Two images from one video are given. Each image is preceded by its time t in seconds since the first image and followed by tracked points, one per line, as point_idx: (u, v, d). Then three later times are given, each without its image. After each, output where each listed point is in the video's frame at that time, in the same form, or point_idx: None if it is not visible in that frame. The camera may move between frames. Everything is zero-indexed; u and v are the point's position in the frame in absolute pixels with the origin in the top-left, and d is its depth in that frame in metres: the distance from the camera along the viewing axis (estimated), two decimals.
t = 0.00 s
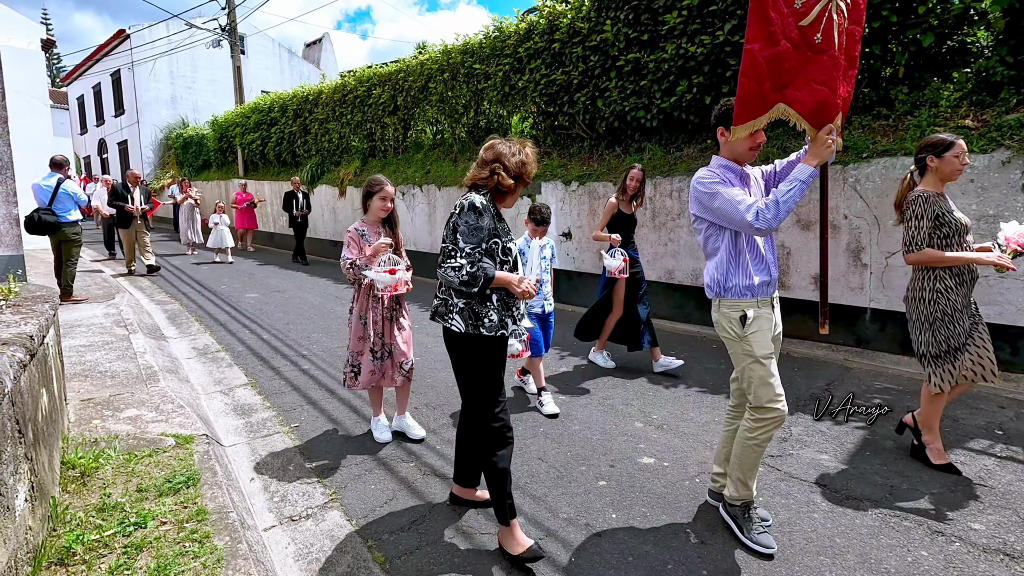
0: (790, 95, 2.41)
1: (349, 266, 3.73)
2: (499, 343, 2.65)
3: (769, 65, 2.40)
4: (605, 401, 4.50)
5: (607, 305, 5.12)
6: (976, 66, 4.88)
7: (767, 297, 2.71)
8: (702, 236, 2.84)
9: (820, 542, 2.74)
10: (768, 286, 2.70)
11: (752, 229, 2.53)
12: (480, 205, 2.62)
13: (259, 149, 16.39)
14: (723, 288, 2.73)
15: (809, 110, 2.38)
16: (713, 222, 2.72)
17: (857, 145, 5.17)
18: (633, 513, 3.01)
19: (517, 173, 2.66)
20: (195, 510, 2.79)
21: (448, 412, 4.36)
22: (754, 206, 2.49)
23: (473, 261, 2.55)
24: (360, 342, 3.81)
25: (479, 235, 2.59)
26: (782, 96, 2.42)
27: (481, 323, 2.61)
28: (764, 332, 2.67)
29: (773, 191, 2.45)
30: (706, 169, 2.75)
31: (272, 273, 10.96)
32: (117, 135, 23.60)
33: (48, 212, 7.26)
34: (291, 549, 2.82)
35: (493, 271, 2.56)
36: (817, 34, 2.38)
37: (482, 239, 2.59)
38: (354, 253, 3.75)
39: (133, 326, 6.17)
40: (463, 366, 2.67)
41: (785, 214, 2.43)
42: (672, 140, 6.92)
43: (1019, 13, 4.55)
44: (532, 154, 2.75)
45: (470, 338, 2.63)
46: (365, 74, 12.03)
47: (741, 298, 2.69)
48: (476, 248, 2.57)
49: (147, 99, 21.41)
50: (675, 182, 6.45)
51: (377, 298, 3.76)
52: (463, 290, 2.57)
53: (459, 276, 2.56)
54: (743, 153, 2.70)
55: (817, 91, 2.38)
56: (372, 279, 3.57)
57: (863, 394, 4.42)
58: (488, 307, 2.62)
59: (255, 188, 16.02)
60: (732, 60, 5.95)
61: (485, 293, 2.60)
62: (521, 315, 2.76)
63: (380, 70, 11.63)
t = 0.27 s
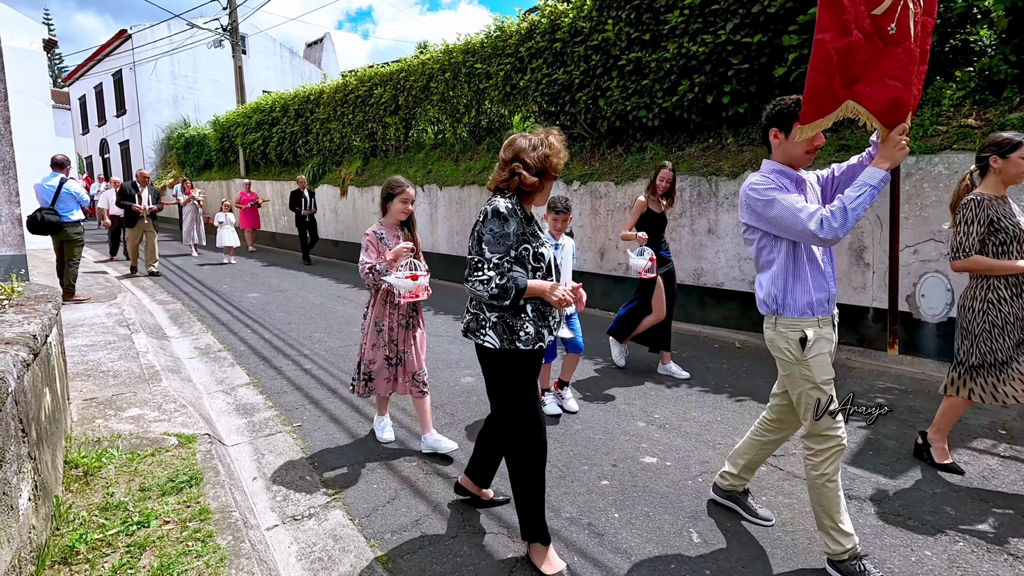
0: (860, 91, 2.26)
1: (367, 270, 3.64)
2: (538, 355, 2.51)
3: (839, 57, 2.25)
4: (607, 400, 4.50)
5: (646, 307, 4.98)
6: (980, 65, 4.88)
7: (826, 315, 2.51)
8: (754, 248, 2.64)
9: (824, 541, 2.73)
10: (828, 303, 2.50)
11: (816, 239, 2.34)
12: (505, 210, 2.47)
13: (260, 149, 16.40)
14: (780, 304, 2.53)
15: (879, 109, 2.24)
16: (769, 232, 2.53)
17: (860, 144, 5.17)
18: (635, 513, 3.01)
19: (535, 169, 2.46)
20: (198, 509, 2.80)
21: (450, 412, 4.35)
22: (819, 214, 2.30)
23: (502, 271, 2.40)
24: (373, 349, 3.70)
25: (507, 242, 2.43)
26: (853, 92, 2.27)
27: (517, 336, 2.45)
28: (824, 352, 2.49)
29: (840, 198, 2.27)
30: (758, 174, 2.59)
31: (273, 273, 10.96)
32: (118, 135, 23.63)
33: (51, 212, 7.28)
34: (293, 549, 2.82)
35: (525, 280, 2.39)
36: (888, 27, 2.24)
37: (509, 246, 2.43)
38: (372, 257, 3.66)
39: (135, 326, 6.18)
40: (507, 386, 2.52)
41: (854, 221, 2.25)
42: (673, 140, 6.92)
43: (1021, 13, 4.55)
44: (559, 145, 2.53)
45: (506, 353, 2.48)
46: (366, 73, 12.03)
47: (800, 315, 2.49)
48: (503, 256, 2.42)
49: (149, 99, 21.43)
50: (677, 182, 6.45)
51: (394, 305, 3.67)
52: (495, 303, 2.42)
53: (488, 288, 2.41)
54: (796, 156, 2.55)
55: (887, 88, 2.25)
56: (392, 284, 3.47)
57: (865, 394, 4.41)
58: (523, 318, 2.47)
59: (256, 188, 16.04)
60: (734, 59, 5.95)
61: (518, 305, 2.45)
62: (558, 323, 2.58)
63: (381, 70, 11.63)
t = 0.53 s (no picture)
0: (950, 70, 2.13)
1: (390, 270, 3.58)
2: (566, 369, 2.32)
3: (928, 31, 2.13)
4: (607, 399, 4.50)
5: (684, 308, 4.79)
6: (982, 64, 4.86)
7: (897, 321, 2.36)
8: (816, 246, 2.49)
9: (825, 540, 2.73)
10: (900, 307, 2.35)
11: (895, 236, 2.20)
12: (531, 207, 2.29)
13: (261, 149, 16.41)
14: (849, 307, 2.37)
15: (974, 88, 2.09)
16: (836, 227, 2.39)
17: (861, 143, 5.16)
18: (636, 512, 3.01)
19: (534, 161, 2.36)
20: (199, 508, 2.80)
21: (451, 412, 4.35)
22: (902, 206, 2.17)
23: (523, 276, 2.23)
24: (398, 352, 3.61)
25: (531, 244, 2.26)
26: (941, 71, 2.14)
27: (542, 347, 2.30)
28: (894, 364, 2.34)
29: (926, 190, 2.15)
30: (823, 165, 2.49)
31: (273, 272, 10.97)
32: (119, 135, 23.64)
33: (52, 212, 7.28)
34: (294, 548, 2.82)
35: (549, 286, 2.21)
36: None
37: (533, 248, 2.25)
38: (395, 256, 3.59)
39: (136, 325, 6.18)
40: (542, 402, 2.37)
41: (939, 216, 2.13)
42: (674, 139, 6.92)
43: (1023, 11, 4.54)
44: (562, 123, 2.27)
45: (531, 364, 2.34)
46: (367, 73, 12.03)
47: (873, 321, 2.33)
48: (524, 259, 2.24)
49: (149, 99, 21.44)
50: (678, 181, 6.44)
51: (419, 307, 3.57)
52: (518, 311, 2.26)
53: (508, 295, 2.25)
54: (864, 145, 2.46)
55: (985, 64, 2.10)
56: (418, 286, 3.43)
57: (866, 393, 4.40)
58: (549, 328, 2.30)
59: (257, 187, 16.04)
60: (735, 58, 5.95)
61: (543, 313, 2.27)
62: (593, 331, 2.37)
63: (382, 69, 11.63)
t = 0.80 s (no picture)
0: None
1: (412, 273, 3.34)
2: (607, 397, 2.09)
3: None
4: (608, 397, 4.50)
5: (712, 312, 4.63)
6: (984, 60, 4.85)
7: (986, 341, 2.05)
8: (892, 253, 2.18)
9: (827, 538, 2.73)
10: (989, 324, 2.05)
11: (993, 243, 1.92)
12: (572, 219, 2.09)
13: (262, 147, 16.41)
14: (930, 322, 2.06)
15: None
16: (920, 232, 2.08)
17: (863, 140, 5.15)
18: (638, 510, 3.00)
19: (577, 168, 2.17)
20: (200, 506, 2.80)
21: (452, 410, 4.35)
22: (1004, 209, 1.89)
23: (558, 295, 2.06)
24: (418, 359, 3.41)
25: (569, 259, 2.07)
26: None
27: (579, 372, 2.10)
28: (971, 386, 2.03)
29: None
30: (902, 164, 2.18)
31: (275, 271, 10.98)
32: (120, 133, 23.66)
33: (54, 210, 7.27)
34: (296, 546, 2.82)
35: (586, 305, 2.01)
36: None
37: (571, 263, 2.06)
38: (417, 258, 3.34)
39: (137, 324, 6.19)
40: (584, 424, 2.16)
41: None
42: (675, 137, 6.91)
43: None
44: (601, 124, 2.03)
45: (569, 388, 2.14)
46: (368, 71, 12.03)
47: (959, 340, 2.02)
48: (560, 276, 2.06)
49: (150, 97, 21.44)
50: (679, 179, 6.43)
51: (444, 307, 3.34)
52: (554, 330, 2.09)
53: (542, 315, 2.09)
54: (949, 140, 2.18)
55: None
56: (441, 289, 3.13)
57: (867, 391, 4.40)
58: (588, 351, 2.09)
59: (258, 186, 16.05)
60: (737, 55, 5.92)
61: (581, 335, 2.07)
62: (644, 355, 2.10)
63: (382, 67, 11.63)
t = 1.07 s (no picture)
0: None
1: (438, 282, 3.10)
2: (695, 425, 1.80)
3: None
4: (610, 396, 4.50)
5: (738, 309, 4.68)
6: (988, 58, 4.82)
7: None
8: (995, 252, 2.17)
9: (830, 537, 2.72)
10: None
11: None
12: (649, 219, 1.81)
13: (264, 146, 16.41)
14: None
15: None
16: None
17: (866, 138, 5.14)
18: (640, 508, 3.00)
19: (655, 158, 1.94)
20: (203, 504, 2.80)
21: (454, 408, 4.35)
22: None
23: (636, 306, 1.77)
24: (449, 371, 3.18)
25: (648, 265, 1.78)
26: None
27: (663, 395, 1.80)
28: None
29: None
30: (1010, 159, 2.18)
31: (277, 269, 10.99)
32: (122, 132, 23.69)
33: (57, 209, 7.28)
34: (298, 544, 2.82)
35: (668, 318, 1.72)
36: None
37: (650, 270, 1.78)
38: (443, 267, 3.12)
39: (140, 322, 6.20)
40: (671, 461, 1.84)
41: None
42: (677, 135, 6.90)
43: None
44: (688, 106, 1.81)
45: (652, 414, 1.85)
46: (369, 69, 12.03)
47: None
48: (638, 285, 1.78)
49: (152, 96, 21.47)
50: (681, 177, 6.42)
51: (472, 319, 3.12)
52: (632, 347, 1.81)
53: (617, 329, 1.80)
54: None
55: None
56: (471, 298, 2.97)
57: (870, 391, 4.38)
58: (671, 371, 1.79)
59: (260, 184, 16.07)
60: (739, 53, 5.90)
61: (663, 352, 1.79)
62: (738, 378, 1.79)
63: (384, 66, 11.62)
